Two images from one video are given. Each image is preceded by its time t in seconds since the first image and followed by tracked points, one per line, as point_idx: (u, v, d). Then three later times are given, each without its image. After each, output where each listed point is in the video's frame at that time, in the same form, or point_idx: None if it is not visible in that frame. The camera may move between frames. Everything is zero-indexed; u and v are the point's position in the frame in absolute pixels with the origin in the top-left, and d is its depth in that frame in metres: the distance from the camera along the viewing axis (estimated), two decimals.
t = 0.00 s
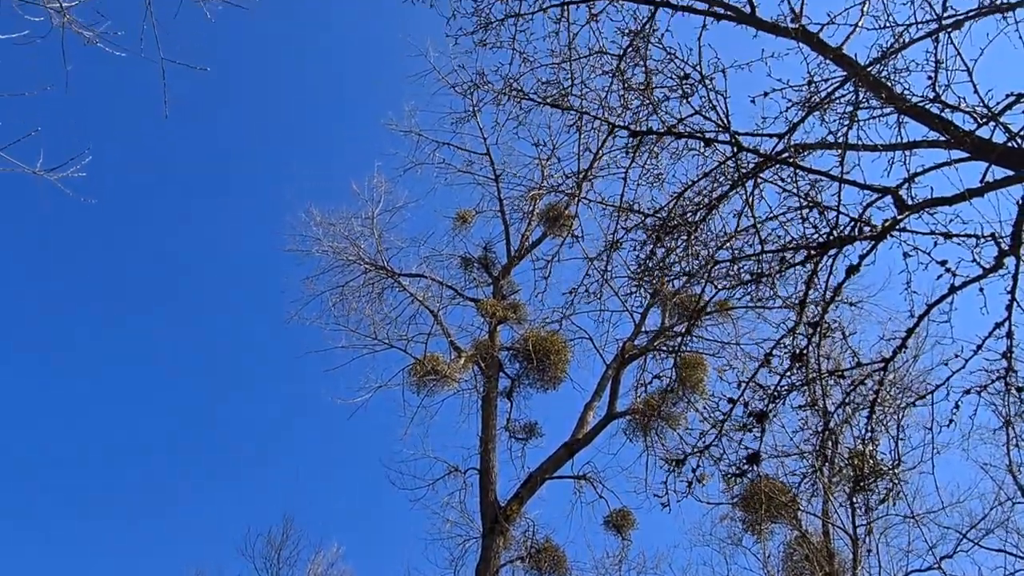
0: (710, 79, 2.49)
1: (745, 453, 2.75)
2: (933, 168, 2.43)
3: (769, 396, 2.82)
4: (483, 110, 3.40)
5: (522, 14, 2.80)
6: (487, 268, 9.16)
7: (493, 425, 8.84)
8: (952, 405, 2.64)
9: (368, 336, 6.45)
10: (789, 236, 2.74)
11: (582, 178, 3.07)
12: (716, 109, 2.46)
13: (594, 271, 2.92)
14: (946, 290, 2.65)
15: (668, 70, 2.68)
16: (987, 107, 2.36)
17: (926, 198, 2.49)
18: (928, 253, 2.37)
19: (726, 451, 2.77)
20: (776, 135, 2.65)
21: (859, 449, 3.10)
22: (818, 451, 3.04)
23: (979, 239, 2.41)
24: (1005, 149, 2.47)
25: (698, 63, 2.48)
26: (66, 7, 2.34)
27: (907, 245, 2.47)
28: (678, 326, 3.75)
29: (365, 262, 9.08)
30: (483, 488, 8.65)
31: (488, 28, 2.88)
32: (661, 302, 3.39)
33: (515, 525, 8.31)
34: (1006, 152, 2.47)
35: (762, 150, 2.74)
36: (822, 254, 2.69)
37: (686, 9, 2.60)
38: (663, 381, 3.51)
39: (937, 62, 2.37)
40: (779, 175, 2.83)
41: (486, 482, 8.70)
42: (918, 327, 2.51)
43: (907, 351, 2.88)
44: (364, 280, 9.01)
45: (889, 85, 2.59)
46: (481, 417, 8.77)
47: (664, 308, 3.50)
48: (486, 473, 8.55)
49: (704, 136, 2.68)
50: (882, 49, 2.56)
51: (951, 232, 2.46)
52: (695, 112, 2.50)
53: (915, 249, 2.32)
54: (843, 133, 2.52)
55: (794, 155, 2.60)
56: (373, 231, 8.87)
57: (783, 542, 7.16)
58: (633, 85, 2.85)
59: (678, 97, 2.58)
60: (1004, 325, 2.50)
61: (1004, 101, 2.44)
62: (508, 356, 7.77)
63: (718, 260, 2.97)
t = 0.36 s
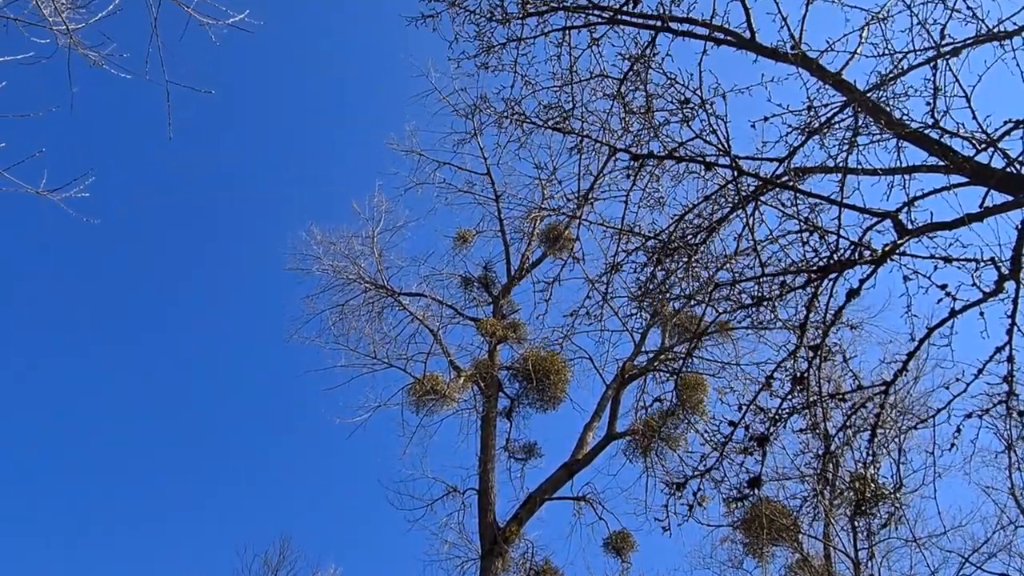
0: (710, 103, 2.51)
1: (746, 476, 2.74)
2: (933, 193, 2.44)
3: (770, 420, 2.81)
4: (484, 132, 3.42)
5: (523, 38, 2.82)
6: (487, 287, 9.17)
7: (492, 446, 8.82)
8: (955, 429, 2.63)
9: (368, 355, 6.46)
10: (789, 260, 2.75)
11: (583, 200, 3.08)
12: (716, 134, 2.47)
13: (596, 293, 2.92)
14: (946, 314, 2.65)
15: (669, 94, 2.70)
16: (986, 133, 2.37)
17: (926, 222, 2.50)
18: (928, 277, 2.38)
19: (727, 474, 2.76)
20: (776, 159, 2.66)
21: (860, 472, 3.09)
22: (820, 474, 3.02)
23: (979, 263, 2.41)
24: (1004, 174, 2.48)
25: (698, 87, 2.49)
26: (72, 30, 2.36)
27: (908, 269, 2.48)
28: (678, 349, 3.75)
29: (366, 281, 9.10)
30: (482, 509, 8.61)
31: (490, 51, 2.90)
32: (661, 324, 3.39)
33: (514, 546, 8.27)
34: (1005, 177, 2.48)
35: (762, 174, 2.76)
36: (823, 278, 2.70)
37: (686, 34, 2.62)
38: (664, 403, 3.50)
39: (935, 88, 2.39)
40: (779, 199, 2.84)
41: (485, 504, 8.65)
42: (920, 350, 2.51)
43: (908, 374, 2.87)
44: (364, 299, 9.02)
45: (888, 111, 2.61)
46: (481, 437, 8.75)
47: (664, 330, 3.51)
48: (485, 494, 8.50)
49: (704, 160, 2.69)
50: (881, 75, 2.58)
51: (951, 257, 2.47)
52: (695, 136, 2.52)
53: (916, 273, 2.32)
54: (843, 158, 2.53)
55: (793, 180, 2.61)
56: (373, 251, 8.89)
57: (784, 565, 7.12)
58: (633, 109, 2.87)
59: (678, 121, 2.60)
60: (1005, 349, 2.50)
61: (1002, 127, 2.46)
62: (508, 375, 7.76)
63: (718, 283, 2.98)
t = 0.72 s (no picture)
0: (710, 119, 2.52)
1: (746, 492, 2.73)
2: (933, 210, 2.44)
3: (770, 436, 2.81)
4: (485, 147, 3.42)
5: (525, 54, 2.84)
6: (487, 301, 9.17)
7: (490, 460, 8.79)
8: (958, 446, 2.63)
9: (368, 369, 6.44)
10: (790, 276, 2.75)
11: (583, 215, 3.08)
12: (716, 150, 2.48)
13: (596, 308, 2.92)
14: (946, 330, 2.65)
15: (670, 110, 2.71)
16: (986, 151, 2.38)
17: (926, 239, 2.50)
18: (929, 294, 2.38)
19: (727, 490, 2.76)
20: (776, 176, 2.66)
21: (860, 489, 3.08)
22: (820, 491, 3.01)
23: (979, 280, 2.42)
24: (1004, 192, 2.49)
25: (699, 103, 2.50)
26: (76, 43, 2.37)
27: (908, 285, 2.48)
28: (677, 364, 3.74)
29: (365, 294, 9.10)
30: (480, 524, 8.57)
31: (492, 67, 2.92)
32: (661, 339, 3.39)
33: (512, 562, 8.23)
34: (1005, 195, 2.49)
35: (763, 190, 2.76)
36: (823, 294, 2.70)
37: (687, 51, 2.64)
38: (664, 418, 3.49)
39: (936, 106, 2.40)
40: (780, 215, 2.84)
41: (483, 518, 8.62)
42: (920, 367, 2.51)
43: (908, 391, 2.87)
44: (364, 312, 9.01)
45: (888, 128, 2.62)
46: (479, 452, 8.73)
47: (663, 345, 3.50)
48: (483, 509, 8.47)
49: (705, 176, 2.70)
50: (881, 92, 2.59)
51: (951, 274, 2.47)
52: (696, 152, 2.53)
53: (916, 290, 2.32)
54: (843, 175, 2.53)
55: (794, 196, 2.61)
56: (373, 264, 8.90)
57: None
58: (634, 125, 2.87)
59: (679, 137, 2.61)
60: (1005, 366, 2.50)
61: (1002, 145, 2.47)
62: (508, 389, 7.74)
63: (718, 299, 2.98)
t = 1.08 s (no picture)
0: (710, 133, 2.53)
1: (745, 505, 2.72)
2: (932, 224, 2.45)
3: (770, 450, 2.81)
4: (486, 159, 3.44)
5: (527, 67, 2.85)
6: (487, 313, 9.17)
7: (489, 473, 8.77)
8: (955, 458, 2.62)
9: (369, 381, 6.15)
10: (790, 290, 2.76)
11: (584, 228, 3.09)
12: (717, 163, 2.49)
13: (596, 320, 2.92)
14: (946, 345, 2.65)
15: (671, 124, 2.72)
16: (985, 166, 2.39)
17: (926, 253, 2.51)
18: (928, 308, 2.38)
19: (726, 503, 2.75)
20: (776, 189, 2.68)
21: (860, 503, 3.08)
22: (819, 505, 3.01)
23: (978, 295, 2.42)
24: (1004, 207, 2.50)
25: (699, 117, 2.51)
26: (80, 53, 2.38)
27: (908, 300, 2.49)
28: (676, 377, 3.74)
29: (366, 305, 9.10)
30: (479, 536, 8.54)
31: (494, 79, 2.93)
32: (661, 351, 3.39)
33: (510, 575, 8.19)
34: (1005, 210, 2.49)
35: (763, 203, 2.77)
36: (823, 307, 2.70)
37: (688, 65, 2.65)
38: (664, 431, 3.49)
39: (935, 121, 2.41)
40: (780, 228, 2.85)
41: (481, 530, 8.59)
42: (920, 382, 2.51)
43: (908, 405, 2.87)
44: (364, 323, 9.01)
45: (888, 143, 2.63)
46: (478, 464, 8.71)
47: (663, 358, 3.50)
48: (482, 521, 8.45)
49: (705, 189, 2.71)
50: (882, 107, 2.60)
51: (951, 288, 2.48)
52: (696, 165, 2.54)
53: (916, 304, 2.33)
54: (844, 189, 2.54)
55: (794, 210, 2.62)
56: (373, 275, 8.90)
57: None
58: (635, 138, 2.89)
59: (679, 150, 2.62)
60: (1005, 381, 2.51)
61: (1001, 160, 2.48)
62: (507, 401, 7.73)
63: (718, 312, 2.98)
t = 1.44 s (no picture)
0: (710, 145, 2.54)
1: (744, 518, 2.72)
2: (932, 237, 2.46)
3: (770, 462, 2.80)
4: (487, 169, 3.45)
5: (528, 78, 2.87)
6: (486, 323, 9.18)
7: (488, 483, 8.75)
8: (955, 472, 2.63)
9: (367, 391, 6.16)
10: (790, 302, 2.76)
11: (584, 238, 3.10)
12: (717, 175, 2.50)
13: (596, 331, 2.93)
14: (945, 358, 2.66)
15: (671, 135, 2.74)
16: (985, 180, 2.40)
17: (925, 267, 2.52)
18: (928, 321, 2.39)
19: (725, 516, 2.75)
20: (776, 201, 2.69)
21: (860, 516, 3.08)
22: (819, 518, 3.01)
23: (978, 308, 2.43)
24: (1004, 220, 2.50)
25: (700, 129, 2.52)
26: (83, 62, 2.40)
27: (908, 312, 2.49)
28: (676, 388, 3.75)
29: (366, 315, 9.11)
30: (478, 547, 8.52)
31: (495, 90, 2.95)
32: (660, 362, 3.39)
33: None
34: (1005, 223, 2.50)
35: (763, 215, 2.78)
36: (823, 320, 2.71)
37: (689, 78, 2.67)
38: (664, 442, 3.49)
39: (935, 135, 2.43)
40: (780, 240, 2.86)
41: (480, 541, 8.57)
42: (920, 394, 2.51)
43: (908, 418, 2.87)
44: (364, 333, 9.01)
45: (888, 156, 2.64)
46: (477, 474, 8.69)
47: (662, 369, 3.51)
48: (481, 532, 8.43)
49: (705, 201, 2.72)
50: (881, 120, 2.62)
51: (950, 301, 2.48)
52: (696, 177, 2.55)
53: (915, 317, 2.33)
54: (843, 202, 2.55)
55: (794, 222, 2.63)
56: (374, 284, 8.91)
57: None
58: (635, 149, 2.90)
59: (679, 162, 2.63)
60: (1005, 395, 2.51)
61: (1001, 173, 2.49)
62: (507, 412, 7.73)
63: (718, 323, 2.99)
